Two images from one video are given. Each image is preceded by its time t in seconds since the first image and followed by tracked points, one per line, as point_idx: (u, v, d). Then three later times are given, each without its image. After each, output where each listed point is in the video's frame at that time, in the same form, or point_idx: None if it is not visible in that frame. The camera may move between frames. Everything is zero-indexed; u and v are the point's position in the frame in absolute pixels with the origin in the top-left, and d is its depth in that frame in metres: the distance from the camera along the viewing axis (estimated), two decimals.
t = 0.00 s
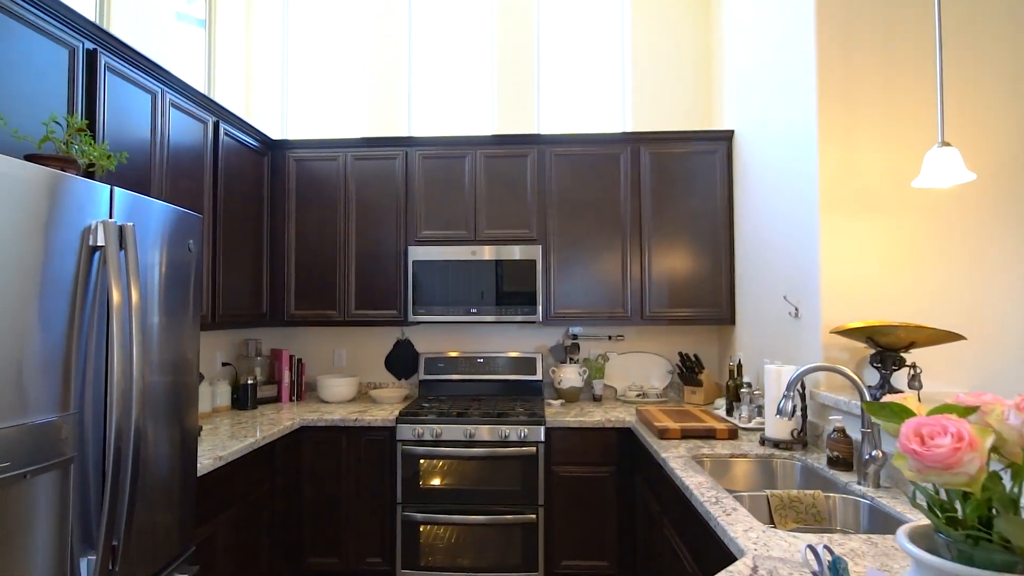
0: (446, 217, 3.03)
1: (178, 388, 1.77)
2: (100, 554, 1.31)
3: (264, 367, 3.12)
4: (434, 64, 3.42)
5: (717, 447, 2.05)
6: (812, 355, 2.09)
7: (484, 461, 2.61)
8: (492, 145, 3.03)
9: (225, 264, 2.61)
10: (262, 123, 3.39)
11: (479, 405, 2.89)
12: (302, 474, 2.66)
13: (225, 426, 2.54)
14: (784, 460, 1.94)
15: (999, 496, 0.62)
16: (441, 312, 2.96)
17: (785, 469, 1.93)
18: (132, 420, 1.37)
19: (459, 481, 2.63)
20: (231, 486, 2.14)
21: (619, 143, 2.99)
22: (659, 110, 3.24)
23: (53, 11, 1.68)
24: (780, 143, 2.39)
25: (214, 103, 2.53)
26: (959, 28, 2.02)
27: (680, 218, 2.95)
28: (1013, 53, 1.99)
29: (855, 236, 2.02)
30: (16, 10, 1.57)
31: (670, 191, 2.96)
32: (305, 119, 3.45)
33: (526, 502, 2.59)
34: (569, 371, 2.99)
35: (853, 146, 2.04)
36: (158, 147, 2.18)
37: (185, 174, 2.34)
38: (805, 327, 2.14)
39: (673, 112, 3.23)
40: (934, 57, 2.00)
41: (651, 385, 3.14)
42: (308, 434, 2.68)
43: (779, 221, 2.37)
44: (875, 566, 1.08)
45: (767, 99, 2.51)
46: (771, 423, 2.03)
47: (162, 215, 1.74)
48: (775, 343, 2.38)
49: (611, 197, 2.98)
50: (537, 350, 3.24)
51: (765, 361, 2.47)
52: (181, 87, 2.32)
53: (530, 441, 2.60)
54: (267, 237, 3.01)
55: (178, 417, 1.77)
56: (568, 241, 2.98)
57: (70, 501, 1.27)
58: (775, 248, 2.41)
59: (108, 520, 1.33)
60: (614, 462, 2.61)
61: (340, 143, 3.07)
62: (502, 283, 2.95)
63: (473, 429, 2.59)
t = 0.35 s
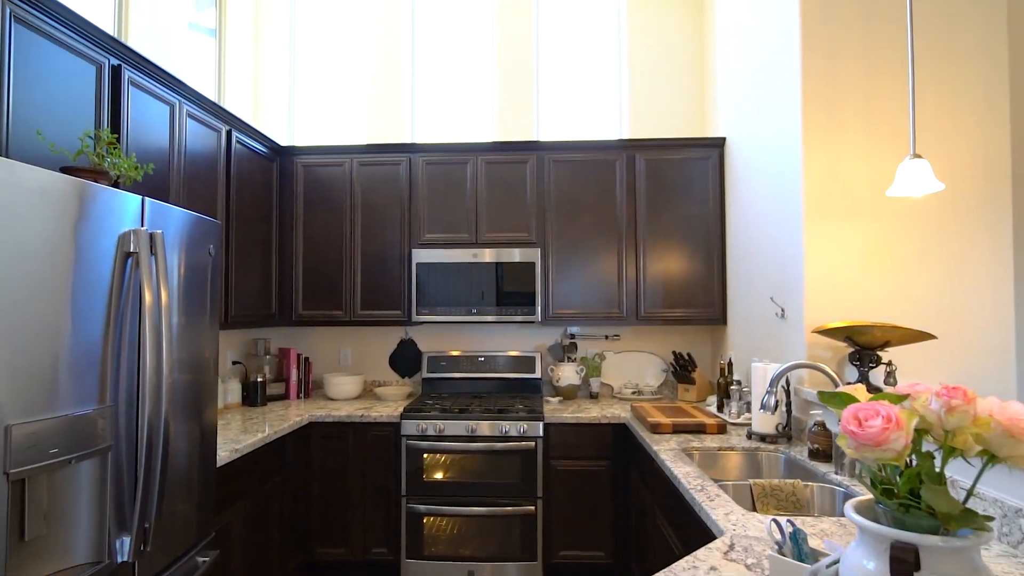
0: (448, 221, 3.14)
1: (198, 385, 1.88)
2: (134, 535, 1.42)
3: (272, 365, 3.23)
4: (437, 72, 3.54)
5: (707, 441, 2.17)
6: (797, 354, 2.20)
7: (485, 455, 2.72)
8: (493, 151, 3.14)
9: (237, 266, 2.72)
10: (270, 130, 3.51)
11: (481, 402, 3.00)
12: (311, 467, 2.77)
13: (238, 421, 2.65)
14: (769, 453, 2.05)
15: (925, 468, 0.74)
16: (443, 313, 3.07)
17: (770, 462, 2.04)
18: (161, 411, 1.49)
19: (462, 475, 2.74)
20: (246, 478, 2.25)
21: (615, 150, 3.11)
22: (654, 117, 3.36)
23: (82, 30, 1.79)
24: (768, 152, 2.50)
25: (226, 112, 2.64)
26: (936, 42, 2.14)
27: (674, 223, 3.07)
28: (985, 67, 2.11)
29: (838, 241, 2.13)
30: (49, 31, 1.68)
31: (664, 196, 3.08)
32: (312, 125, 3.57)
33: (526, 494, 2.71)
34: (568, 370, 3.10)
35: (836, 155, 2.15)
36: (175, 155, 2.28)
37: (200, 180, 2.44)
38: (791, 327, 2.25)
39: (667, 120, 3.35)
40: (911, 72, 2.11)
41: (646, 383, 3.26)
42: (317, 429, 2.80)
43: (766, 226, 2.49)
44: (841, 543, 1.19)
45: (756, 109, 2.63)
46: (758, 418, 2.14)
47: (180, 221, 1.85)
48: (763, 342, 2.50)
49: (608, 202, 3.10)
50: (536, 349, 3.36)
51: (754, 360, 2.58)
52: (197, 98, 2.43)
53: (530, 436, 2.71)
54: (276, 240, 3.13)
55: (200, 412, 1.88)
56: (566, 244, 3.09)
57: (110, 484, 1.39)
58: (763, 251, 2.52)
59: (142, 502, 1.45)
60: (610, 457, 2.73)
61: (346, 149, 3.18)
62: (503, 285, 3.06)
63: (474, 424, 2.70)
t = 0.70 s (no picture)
0: (446, 224, 3.24)
1: (211, 382, 1.98)
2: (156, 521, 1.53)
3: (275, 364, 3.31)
4: (436, 80, 3.65)
5: (693, 435, 2.28)
6: (779, 352, 2.31)
7: (482, 451, 2.83)
8: (489, 157, 3.25)
9: (243, 268, 2.82)
10: (273, 135, 3.61)
11: (478, 399, 3.10)
12: (315, 462, 2.87)
13: (244, 418, 2.75)
14: (752, 447, 2.16)
15: (865, 450, 0.86)
16: (441, 313, 3.18)
17: (752, 455, 2.15)
18: (178, 406, 1.60)
19: (460, 469, 2.84)
20: (255, 471, 2.35)
21: (607, 156, 3.22)
22: (645, 125, 3.48)
23: (99, 46, 1.89)
24: (752, 159, 2.61)
25: (233, 120, 2.74)
26: (910, 55, 2.25)
27: (665, 226, 3.18)
28: (956, 79, 2.22)
29: (818, 244, 2.24)
30: (69, 47, 1.77)
31: (655, 200, 3.19)
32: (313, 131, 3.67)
33: (521, 488, 2.81)
34: (562, 368, 3.21)
35: (815, 163, 2.26)
36: (185, 162, 2.38)
37: (208, 185, 2.54)
38: (773, 327, 2.36)
39: (658, 127, 3.47)
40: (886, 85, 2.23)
41: (638, 381, 3.38)
42: (319, 426, 2.90)
43: (751, 230, 2.60)
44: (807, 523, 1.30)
45: (741, 118, 2.74)
46: (742, 414, 2.24)
47: (192, 226, 1.95)
48: (748, 341, 2.61)
49: (600, 206, 3.21)
50: (531, 348, 3.47)
51: (739, 358, 2.69)
52: (205, 107, 2.53)
53: (525, 432, 2.81)
54: (280, 242, 3.23)
55: (212, 408, 1.98)
56: (560, 247, 3.20)
57: (133, 473, 1.49)
58: (749, 254, 2.63)
59: (162, 492, 1.55)
60: (602, 451, 2.84)
61: (347, 154, 3.28)
62: (499, 286, 3.17)
63: (471, 420, 2.80)
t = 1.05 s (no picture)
0: (437, 226, 3.33)
1: (211, 379, 2.06)
2: (162, 510, 1.61)
3: (269, 362, 3.38)
4: (427, 86, 3.74)
5: (673, 429, 2.39)
6: (754, 350, 2.43)
7: (472, 446, 2.93)
8: (479, 161, 3.34)
9: (239, 268, 2.89)
10: (267, 139, 3.68)
11: (468, 396, 3.20)
12: (309, 458, 2.95)
13: (239, 414, 2.81)
14: (729, 439, 2.29)
15: (815, 435, 0.96)
16: (432, 313, 3.26)
17: (729, 446, 2.28)
18: (182, 400, 1.69)
19: (450, 464, 2.94)
20: (252, 465, 2.43)
21: (594, 160, 3.32)
22: (630, 130, 3.59)
23: (104, 56, 1.96)
24: (731, 165, 2.73)
25: (229, 124, 2.81)
26: (879, 68, 2.37)
27: (649, 229, 3.29)
28: (922, 92, 2.35)
29: (793, 247, 2.35)
30: (75, 57, 1.84)
31: (640, 204, 3.30)
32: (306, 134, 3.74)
33: (510, 482, 2.91)
34: (549, 367, 3.30)
35: (789, 170, 2.37)
36: (184, 166, 2.45)
37: (206, 188, 2.61)
38: (749, 326, 2.48)
39: (643, 133, 3.58)
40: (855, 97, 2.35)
41: (622, 378, 3.49)
42: (313, 422, 2.98)
43: (730, 233, 2.71)
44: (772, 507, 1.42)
45: (722, 125, 2.85)
46: (720, 409, 2.35)
47: (194, 229, 2.02)
48: (726, 339, 2.73)
49: (587, 209, 3.31)
50: (519, 347, 3.57)
51: (719, 356, 2.80)
52: (203, 113, 2.61)
53: (513, 427, 2.92)
54: (275, 243, 3.30)
55: (213, 405, 2.06)
56: (548, 248, 3.30)
57: (142, 464, 1.58)
58: (728, 256, 2.75)
59: (168, 482, 1.63)
60: (588, 446, 2.95)
61: (340, 158, 3.36)
62: (489, 287, 3.26)
63: (462, 417, 2.89)
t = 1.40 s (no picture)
0: (424, 227, 3.41)
1: (205, 376, 2.13)
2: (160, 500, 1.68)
3: (258, 361, 3.43)
4: (414, 90, 3.82)
5: (651, 423, 2.49)
6: (728, 347, 2.54)
7: (458, 441, 3.01)
8: (465, 164, 3.42)
9: (229, 268, 2.95)
10: (255, 140, 3.73)
11: (454, 393, 3.28)
12: (298, 454, 3.02)
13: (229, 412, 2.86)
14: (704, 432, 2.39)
15: (769, 421, 1.07)
16: (419, 312, 3.34)
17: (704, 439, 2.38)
18: (180, 395, 1.76)
19: (437, 459, 3.01)
20: (243, 461, 2.49)
21: (577, 164, 3.42)
22: (612, 134, 3.69)
23: (99, 62, 2.02)
24: (707, 169, 2.84)
25: (220, 128, 2.87)
26: (846, 79, 2.50)
27: (630, 231, 3.40)
28: (885, 102, 2.48)
29: (764, 249, 2.47)
30: (73, 64, 1.90)
31: (621, 207, 3.41)
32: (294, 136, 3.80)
33: (495, 476, 3.00)
34: (534, 364, 3.41)
35: (761, 175, 2.48)
36: (176, 168, 2.51)
37: (197, 190, 2.67)
38: (724, 324, 2.59)
39: (624, 137, 3.69)
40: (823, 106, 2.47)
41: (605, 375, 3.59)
42: (302, 419, 3.04)
43: (706, 235, 2.82)
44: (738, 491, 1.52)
45: (699, 131, 2.97)
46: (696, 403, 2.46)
47: (188, 230, 2.09)
48: (703, 337, 2.84)
49: (570, 211, 3.41)
50: (504, 345, 3.66)
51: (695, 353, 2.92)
52: (194, 116, 2.66)
53: (498, 423, 3.00)
54: (263, 243, 3.35)
55: (208, 401, 2.13)
56: (532, 249, 3.40)
57: (140, 456, 1.65)
58: (704, 257, 2.86)
59: (165, 474, 1.70)
60: (570, 441, 3.05)
61: (328, 160, 3.42)
62: (474, 287, 3.35)
63: (448, 413, 2.97)
